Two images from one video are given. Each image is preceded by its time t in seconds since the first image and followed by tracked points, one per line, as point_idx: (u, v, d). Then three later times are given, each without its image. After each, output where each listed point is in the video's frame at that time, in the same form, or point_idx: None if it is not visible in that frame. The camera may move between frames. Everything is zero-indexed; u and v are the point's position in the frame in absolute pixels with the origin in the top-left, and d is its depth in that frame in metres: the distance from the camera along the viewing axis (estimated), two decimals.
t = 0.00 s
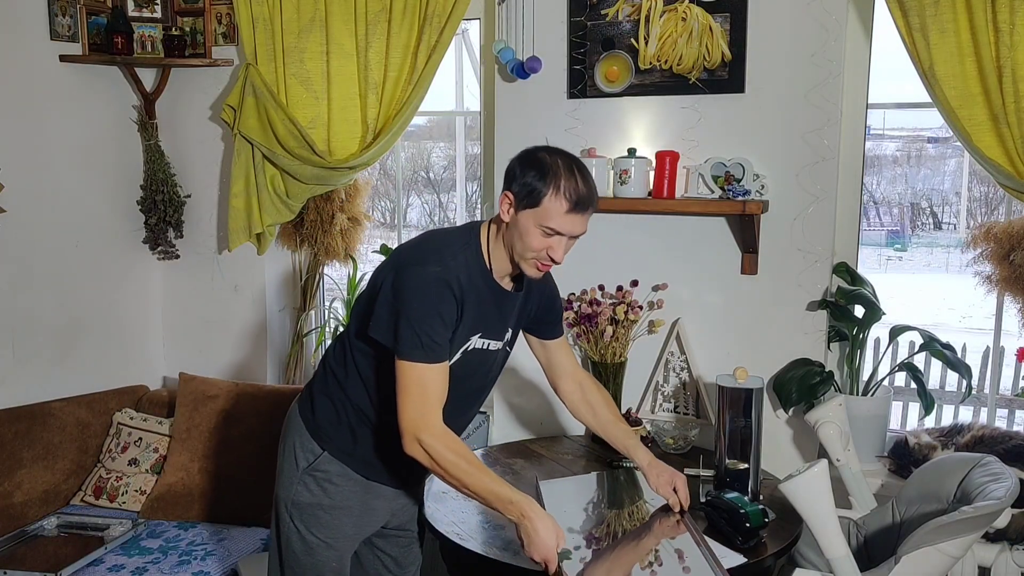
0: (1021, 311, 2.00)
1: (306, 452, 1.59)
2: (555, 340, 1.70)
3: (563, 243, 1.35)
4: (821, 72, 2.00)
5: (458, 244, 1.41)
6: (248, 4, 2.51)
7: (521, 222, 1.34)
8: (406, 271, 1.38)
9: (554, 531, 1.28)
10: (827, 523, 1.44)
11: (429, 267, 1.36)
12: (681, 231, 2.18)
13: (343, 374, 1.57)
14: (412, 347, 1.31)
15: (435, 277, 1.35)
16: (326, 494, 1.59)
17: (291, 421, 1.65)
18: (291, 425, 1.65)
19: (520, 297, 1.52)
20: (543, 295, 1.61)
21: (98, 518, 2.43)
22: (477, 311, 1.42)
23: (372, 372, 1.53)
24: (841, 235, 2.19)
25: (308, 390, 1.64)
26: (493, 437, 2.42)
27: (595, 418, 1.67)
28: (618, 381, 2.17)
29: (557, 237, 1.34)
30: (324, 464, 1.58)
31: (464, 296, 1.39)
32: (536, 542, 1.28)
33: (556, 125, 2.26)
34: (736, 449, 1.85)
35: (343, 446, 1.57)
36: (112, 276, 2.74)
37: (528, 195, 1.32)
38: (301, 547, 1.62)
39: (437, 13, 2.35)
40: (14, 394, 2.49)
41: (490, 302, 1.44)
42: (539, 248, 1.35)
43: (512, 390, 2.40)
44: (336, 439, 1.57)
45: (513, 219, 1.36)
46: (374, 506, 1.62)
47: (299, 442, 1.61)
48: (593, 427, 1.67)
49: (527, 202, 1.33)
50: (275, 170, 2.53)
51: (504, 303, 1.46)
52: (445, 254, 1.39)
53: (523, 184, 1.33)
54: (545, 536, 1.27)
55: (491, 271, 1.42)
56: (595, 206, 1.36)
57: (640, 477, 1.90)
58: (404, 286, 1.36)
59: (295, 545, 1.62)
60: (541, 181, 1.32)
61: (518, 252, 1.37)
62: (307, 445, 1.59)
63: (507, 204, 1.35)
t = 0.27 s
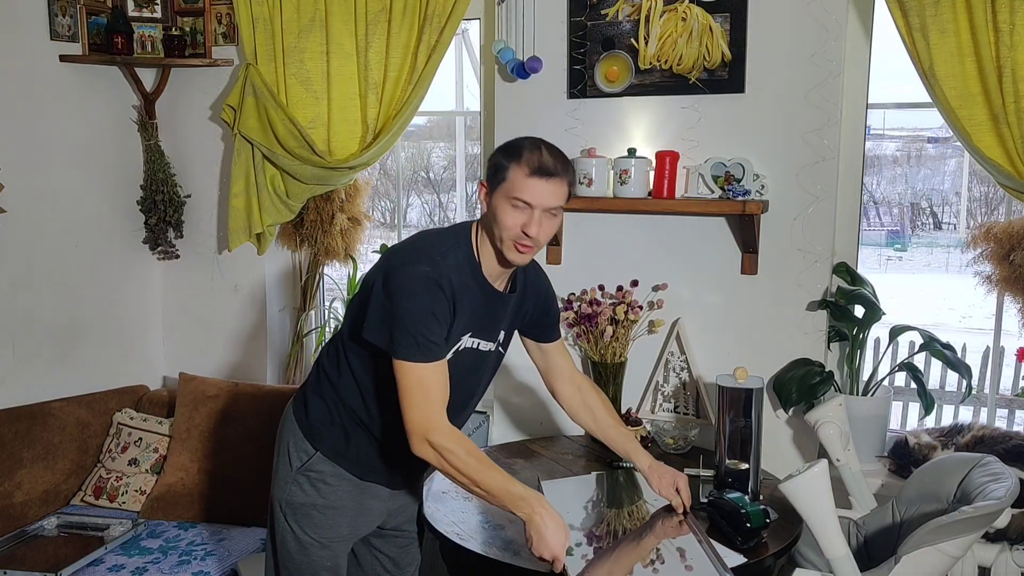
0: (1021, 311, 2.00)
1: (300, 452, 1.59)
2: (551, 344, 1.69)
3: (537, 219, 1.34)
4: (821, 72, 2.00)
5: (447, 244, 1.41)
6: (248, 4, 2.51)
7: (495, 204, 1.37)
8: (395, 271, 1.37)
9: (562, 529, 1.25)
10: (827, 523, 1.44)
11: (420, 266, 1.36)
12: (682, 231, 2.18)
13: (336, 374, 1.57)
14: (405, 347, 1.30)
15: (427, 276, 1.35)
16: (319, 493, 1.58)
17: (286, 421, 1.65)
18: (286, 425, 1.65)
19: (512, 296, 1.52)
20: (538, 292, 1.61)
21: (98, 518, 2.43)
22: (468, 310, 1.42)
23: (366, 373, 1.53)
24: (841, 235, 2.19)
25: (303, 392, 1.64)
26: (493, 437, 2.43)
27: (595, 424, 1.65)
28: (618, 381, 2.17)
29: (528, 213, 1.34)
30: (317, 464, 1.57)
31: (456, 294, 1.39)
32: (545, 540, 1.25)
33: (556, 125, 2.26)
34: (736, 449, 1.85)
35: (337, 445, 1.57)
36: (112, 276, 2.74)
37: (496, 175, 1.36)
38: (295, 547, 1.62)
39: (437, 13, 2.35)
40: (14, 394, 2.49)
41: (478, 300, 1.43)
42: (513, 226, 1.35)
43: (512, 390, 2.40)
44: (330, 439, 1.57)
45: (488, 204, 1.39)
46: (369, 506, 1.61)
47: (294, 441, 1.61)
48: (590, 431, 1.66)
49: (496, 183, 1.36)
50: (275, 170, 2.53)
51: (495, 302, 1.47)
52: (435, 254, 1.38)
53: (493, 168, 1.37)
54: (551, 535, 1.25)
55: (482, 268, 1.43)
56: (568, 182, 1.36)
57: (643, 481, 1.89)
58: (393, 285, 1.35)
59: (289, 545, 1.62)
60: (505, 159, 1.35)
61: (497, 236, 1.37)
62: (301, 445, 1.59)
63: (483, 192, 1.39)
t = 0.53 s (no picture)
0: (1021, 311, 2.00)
1: (293, 453, 1.59)
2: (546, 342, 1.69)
3: (500, 197, 1.34)
4: (821, 72, 2.01)
5: (428, 242, 1.40)
6: (248, 4, 2.51)
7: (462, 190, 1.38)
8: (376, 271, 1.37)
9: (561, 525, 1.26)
10: (828, 523, 1.44)
11: (401, 263, 1.35)
12: (682, 231, 2.18)
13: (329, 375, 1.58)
14: (397, 346, 1.30)
15: (410, 273, 1.35)
16: (312, 494, 1.58)
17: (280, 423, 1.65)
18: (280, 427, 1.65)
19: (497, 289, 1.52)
20: (529, 286, 1.61)
21: (98, 518, 2.43)
22: (454, 305, 1.42)
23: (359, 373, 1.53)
24: (841, 235, 2.19)
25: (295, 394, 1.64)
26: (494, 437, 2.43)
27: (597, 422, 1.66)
28: (618, 381, 2.17)
29: (490, 190, 1.34)
30: (309, 464, 1.57)
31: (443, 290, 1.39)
32: (544, 538, 1.26)
33: (556, 125, 2.26)
34: (736, 449, 1.85)
35: (329, 445, 1.56)
36: (112, 276, 2.74)
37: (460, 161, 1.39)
38: (290, 547, 1.62)
39: (437, 13, 2.35)
40: (13, 394, 2.49)
41: (463, 295, 1.43)
42: (480, 207, 1.35)
43: (512, 390, 2.40)
44: (322, 439, 1.56)
45: (458, 193, 1.40)
46: (364, 507, 1.61)
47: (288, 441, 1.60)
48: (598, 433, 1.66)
49: (460, 168, 1.39)
50: (275, 170, 2.53)
51: (481, 295, 1.47)
52: (416, 251, 1.38)
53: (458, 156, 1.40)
54: (550, 531, 1.26)
55: (466, 262, 1.43)
56: (530, 156, 1.36)
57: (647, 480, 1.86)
58: (376, 285, 1.35)
59: (284, 545, 1.62)
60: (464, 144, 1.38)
61: (468, 222, 1.38)
62: (293, 445, 1.59)
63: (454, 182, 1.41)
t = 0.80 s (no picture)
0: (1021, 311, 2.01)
1: (284, 457, 1.60)
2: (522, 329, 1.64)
3: (463, 183, 1.32)
4: (821, 72, 2.00)
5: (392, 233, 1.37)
6: (248, 4, 2.51)
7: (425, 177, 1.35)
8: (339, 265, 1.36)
9: (518, 511, 1.26)
10: (828, 523, 1.44)
11: (358, 260, 1.33)
12: (682, 230, 2.18)
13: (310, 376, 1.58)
14: (352, 344, 1.28)
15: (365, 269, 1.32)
16: (307, 497, 1.58)
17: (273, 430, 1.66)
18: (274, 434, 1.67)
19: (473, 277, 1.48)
20: (505, 269, 1.56)
21: (98, 518, 2.43)
22: (422, 298, 1.38)
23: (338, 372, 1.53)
24: (841, 235, 2.19)
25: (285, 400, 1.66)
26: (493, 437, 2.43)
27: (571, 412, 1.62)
28: (618, 381, 2.16)
29: (455, 176, 1.32)
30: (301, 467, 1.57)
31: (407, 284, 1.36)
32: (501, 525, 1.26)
33: (556, 125, 2.26)
34: (736, 449, 1.85)
35: (317, 446, 1.56)
36: (111, 276, 2.73)
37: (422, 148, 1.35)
38: (289, 552, 1.61)
39: (437, 13, 2.35)
40: (13, 394, 2.49)
41: (431, 286, 1.39)
42: (443, 194, 1.33)
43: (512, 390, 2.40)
44: (309, 441, 1.57)
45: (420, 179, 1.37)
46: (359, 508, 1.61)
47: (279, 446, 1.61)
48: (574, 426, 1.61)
49: (422, 155, 1.35)
50: (275, 170, 2.53)
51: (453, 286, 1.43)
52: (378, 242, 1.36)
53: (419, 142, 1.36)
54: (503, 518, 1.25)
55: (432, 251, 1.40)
56: (495, 141, 1.34)
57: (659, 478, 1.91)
58: (337, 281, 1.34)
59: (283, 551, 1.62)
60: (425, 130, 1.35)
61: (433, 210, 1.35)
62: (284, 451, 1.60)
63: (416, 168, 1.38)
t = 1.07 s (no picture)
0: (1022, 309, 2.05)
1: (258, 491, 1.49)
2: (454, 319, 1.61)
3: (426, 172, 1.32)
4: (821, 71, 2.00)
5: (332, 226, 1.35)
6: (248, 5, 2.52)
7: (383, 166, 1.32)
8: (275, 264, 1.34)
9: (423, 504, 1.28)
10: (827, 523, 1.44)
11: (285, 254, 1.30)
12: (682, 230, 2.18)
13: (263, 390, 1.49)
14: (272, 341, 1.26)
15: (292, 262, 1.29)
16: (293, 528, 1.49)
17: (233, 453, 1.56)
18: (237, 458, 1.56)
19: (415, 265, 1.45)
20: (444, 256, 1.54)
21: (98, 518, 2.43)
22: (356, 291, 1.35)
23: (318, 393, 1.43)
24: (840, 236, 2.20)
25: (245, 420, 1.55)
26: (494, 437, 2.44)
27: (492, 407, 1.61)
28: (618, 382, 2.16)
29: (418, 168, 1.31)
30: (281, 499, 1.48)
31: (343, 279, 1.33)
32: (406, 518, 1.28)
33: (556, 125, 2.26)
34: (736, 449, 1.85)
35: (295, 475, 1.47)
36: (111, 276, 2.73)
37: (380, 136, 1.32)
38: None
39: (437, 13, 2.35)
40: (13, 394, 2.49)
41: (365, 278, 1.36)
42: (404, 185, 1.31)
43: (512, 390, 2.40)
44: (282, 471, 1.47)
45: (372, 168, 1.34)
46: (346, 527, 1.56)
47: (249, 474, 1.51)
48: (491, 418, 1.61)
49: (380, 143, 1.32)
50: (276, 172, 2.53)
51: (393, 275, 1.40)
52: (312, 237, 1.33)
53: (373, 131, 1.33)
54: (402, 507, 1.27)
55: (373, 242, 1.38)
56: (451, 133, 1.36)
57: (671, 478, 1.90)
58: (268, 280, 1.30)
59: None
60: (383, 118, 1.32)
61: (387, 201, 1.33)
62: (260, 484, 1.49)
63: (367, 156, 1.34)
